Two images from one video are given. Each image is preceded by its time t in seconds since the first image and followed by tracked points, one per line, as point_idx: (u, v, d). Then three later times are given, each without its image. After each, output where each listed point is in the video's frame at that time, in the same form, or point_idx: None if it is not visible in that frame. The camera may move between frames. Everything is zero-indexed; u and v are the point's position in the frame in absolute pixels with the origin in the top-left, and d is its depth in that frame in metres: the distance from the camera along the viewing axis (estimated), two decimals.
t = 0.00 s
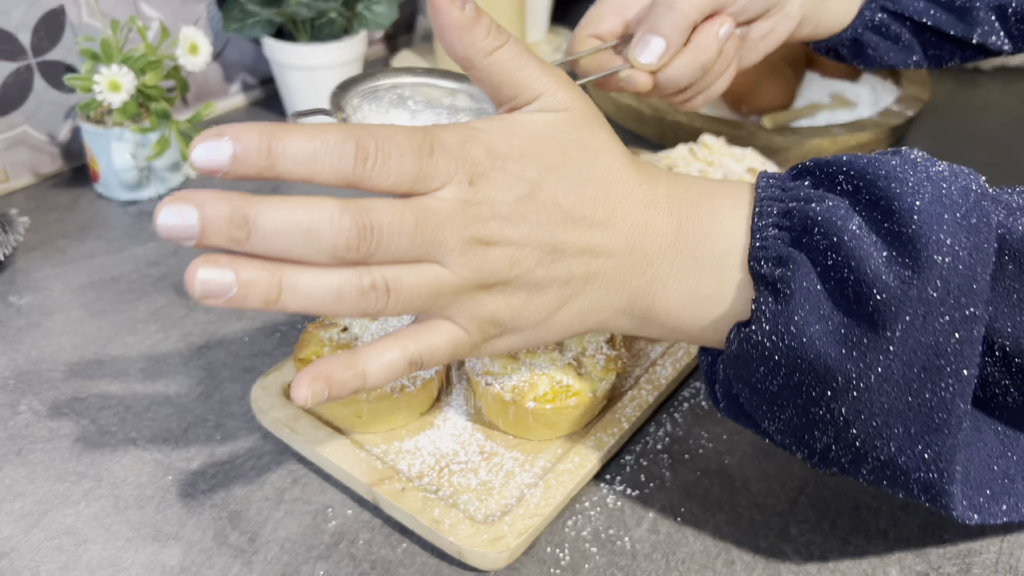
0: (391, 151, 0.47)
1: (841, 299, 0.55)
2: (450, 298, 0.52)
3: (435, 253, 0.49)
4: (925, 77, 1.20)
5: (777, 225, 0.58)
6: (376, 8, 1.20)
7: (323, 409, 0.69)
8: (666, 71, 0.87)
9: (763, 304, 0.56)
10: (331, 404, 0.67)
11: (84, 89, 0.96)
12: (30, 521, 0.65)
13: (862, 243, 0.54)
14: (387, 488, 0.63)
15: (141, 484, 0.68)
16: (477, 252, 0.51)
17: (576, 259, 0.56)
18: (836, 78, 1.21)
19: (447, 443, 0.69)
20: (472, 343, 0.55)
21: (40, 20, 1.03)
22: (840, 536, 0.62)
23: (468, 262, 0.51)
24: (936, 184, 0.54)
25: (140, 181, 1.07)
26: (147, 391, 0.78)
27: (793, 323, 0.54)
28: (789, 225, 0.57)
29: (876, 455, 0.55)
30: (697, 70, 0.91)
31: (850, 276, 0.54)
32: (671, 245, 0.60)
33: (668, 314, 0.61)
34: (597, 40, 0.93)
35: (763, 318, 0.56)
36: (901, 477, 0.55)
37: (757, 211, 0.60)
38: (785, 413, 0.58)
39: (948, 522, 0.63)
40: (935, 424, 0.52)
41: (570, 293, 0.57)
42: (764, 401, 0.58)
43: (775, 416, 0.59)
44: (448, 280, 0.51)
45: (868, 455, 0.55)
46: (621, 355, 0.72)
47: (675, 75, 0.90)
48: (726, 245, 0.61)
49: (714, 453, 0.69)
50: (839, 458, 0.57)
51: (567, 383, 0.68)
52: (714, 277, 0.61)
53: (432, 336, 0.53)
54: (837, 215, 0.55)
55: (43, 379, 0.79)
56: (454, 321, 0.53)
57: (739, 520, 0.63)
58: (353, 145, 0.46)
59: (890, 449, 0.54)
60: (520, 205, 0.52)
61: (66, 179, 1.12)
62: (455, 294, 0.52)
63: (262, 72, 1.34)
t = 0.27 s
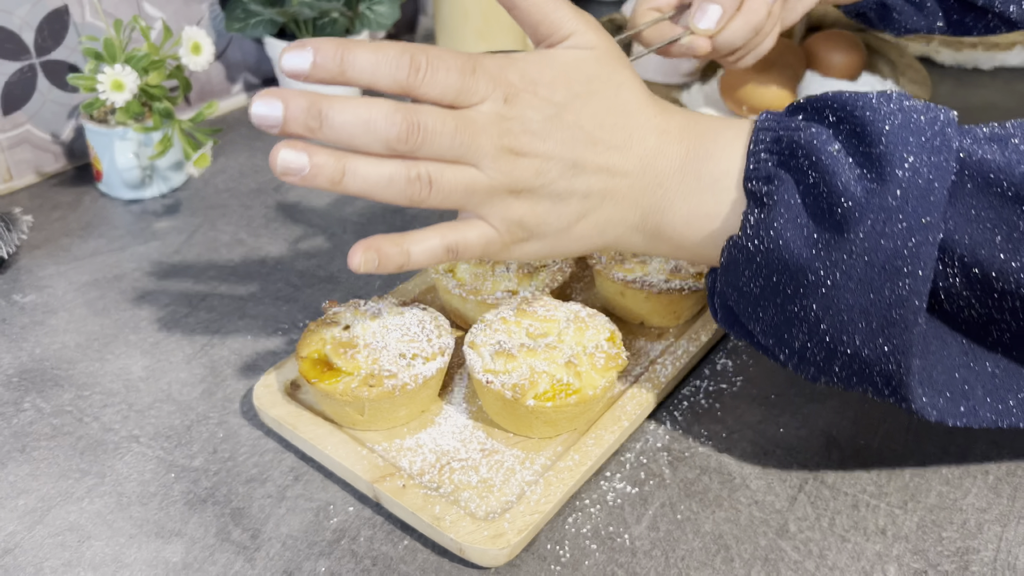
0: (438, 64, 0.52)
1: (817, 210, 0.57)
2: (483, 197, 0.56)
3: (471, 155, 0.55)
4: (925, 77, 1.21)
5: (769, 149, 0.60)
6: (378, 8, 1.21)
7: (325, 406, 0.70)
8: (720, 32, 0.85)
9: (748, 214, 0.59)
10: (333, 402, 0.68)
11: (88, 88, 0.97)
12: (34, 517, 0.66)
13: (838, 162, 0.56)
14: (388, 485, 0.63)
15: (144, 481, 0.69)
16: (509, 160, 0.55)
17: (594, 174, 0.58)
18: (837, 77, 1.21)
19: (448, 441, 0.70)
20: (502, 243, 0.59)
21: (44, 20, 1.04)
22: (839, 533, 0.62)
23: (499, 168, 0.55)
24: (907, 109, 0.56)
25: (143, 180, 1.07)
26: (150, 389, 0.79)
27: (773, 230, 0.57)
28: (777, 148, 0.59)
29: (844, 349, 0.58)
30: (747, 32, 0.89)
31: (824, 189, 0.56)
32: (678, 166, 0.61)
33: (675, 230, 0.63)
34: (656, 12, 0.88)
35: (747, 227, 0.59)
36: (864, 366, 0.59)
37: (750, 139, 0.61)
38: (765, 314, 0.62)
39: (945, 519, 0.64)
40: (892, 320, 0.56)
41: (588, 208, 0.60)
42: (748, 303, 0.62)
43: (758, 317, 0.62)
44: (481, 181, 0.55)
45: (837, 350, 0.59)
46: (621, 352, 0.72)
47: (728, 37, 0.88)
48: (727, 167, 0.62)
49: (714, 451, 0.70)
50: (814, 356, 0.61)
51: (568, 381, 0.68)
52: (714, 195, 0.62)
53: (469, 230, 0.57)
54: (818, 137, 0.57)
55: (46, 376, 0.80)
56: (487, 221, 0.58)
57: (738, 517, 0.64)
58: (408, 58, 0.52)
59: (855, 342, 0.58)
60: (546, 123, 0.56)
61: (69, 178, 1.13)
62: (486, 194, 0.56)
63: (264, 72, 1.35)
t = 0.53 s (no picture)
0: None
1: (838, 143, 0.58)
2: (535, 125, 0.60)
3: (526, 85, 0.58)
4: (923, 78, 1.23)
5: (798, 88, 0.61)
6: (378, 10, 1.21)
7: (324, 405, 0.70)
8: None
9: (775, 148, 0.61)
10: (332, 401, 0.68)
11: (89, 89, 0.97)
12: (35, 515, 0.66)
13: (859, 98, 0.57)
14: (386, 484, 0.64)
15: (145, 480, 0.69)
16: (562, 92, 0.59)
17: (637, 112, 0.61)
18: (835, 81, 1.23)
19: (446, 440, 0.70)
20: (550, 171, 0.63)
21: (45, 21, 1.04)
22: (834, 532, 0.63)
23: (552, 99, 0.59)
24: (928, 56, 0.57)
25: (143, 181, 1.08)
26: (150, 388, 0.79)
27: (794, 157, 0.59)
28: (807, 90, 0.61)
29: (856, 275, 0.59)
30: None
31: (844, 120, 0.57)
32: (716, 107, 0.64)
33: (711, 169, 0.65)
34: None
35: (773, 158, 0.60)
36: (876, 292, 0.59)
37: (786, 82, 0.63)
38: (786, 242, 0.62)
39: (940, 519, 0.64)
40: (902, 245, 0.56)
41: (633, 142, 0.63)
42: (772, 233, 0.63)
43: (780, 247, 0.63)
44: (535, 110, 0.59)
45: (851, 276, 0.59)
46: (617, 352, 0.72)
47: None
48: (759, 110, 0.65)
49: (710, 450, 0.70)
50: (830, 284, 0.61)
51: (565, 381, 0.69)
52: (745, 134, 0.65)
53: (520, 155, 0.61)
54: (844, 79, 0.59)
55: (47, 375, 0.80)
56: (537, 149, 0.61)
57: (734, 516, 0.64)
58: None
59: (867, 267, 0.58)
60: (597, 62, 0.59)
61: (71, 179, 1.13)
62: (539, 123, 0.60)
63: (265, 72, 1.36)
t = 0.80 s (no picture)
0: None
1: (878, 97, 0.65)
2: (593, 74, 0.70)
3: (586, 35, 0.68)
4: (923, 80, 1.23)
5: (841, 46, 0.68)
6: (379, 12, 1.21)
7: (325, 408, 0.70)
8: None
9: (818, 102, 0.68)
10: (333, 403, 0.68)
11: (92, 92, 0.97)
12: (37, 516, 0.67)
13: (901, 54, 0.64)
14: (387, 486, 0.64)
15: (146, 481, 0.69)
16: (619, 44, 0.69)
17: (689, 67, 0.71)
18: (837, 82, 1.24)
19: (446, 443, 0.70)
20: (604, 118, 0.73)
21: (48, 24, 1.05)
22: (832, 535, 0.63)
23: (610, 49, 0.69)
24: (969, 17, 0.63)
25: (146, 183, 1.08)
26: (152, 389, 0.80)
27: (837, 108, 0.66)
28: (851, 49, 0.68)
29: (890, 221, 0.66)
30: None
31: (886, 76, 0.65)
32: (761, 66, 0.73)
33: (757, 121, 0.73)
34: None
35: (816, 111, 0.68)
36: (907, 238, 0.66)
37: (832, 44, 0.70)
38: (825, 190, 0.70)
39: (938, 521, 0.64)
40: (935, 191, 0.63)
41: (683, 95, 0.72)
42: (811, 181, 0.71)
43: (819, 195, 0.71)
44: (593, 59, 0.69)
45: (885, 222, 0.67)
46: (617, 354, 0.73)
47: None
48: (806, 68, 0.72)
49: (709, 453, 0.70)
50: (865, 231, 0.69)
51: (565, 383, 0.69)
52: (791, 90, 0.72)
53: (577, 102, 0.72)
54: (887, 37, 0.65)
55: (50, 377, 0.81)
56: (593, 98, 0.72)
57: (733, 518, 0.64)
58: None
59: (900, 213, 0.65)
60: (653, 17, 0.70)
61: (73, 180, 1.14)
62: (596, 72, 0.70)
63: (267, 74, 1.36)
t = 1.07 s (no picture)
0: None
1: (937, 89, 0.66)
2: (654, 66, 0.73)
3: (646, 29, 0.72)
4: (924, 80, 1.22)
5: (899, 39, 0.69)
6: (380, 10, 1.21)
7: (324, 407, 0.70)
8: None
9: (877, 93, 0.69)
10: (332, 402, 0.68)
11: (91, 90, 0.97)
12: (35, 516, 0.66)
13: (961, 47, 0.64)
14: (386, 486, 0.64)
15: (145, 480, 0.69)
16: (680, 37, 0.72)
17: (748, 60, 0.72)
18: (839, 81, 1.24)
19: (446, 442, 0.70)
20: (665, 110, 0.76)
21: (47, 21, 1.04)
22: (834, 535, 0.63)
23: (670, 41, 0.72)
24: None
25: (145, 181, 1.08)
26: (151, 388, 0.79)
27: (896, 100, 0.67)
28: (909, 41, 0.68)
29: (948, 212, 0.68)
30: None
31: (946, 69, 0.65)
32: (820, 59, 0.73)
33: (815, 114, 0.74)
34: None
35: (875, 103, 0.69)
36: (964, 228, 0.68)
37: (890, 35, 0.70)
38: (881, 181, 0.71)
39: (940, 522, 0.64)
40: (993, 183, 0.65)
41: (742, 87, 0.74)
42: (868, 173, 0.72)
43: (875, 186, 0.72)
44: (655, 52, 0.73)
45: (942, 213, 0.69)
46: (618, 354, 0.72)
47: None
48: (866, 61, 0.73)
49: (710, 453, 0.70)
50: (921, 221, 0.71)
51: (565, 383, 0.68)
52: (850, 84, 0.73)
53: (638, 93, 0.75)
54: (947, 29, 0.66)
55: (49, 376, 0.81)
56: (655, 90, 0.75)
57: (734, 519, 0.64)
58: None
59: (958, 204, 0.67)
60: (713, 11, 0.71)
61: (72, 179, 1.13)
62: (658, 64, 0.73)
63: (267, 73, 1.36)
